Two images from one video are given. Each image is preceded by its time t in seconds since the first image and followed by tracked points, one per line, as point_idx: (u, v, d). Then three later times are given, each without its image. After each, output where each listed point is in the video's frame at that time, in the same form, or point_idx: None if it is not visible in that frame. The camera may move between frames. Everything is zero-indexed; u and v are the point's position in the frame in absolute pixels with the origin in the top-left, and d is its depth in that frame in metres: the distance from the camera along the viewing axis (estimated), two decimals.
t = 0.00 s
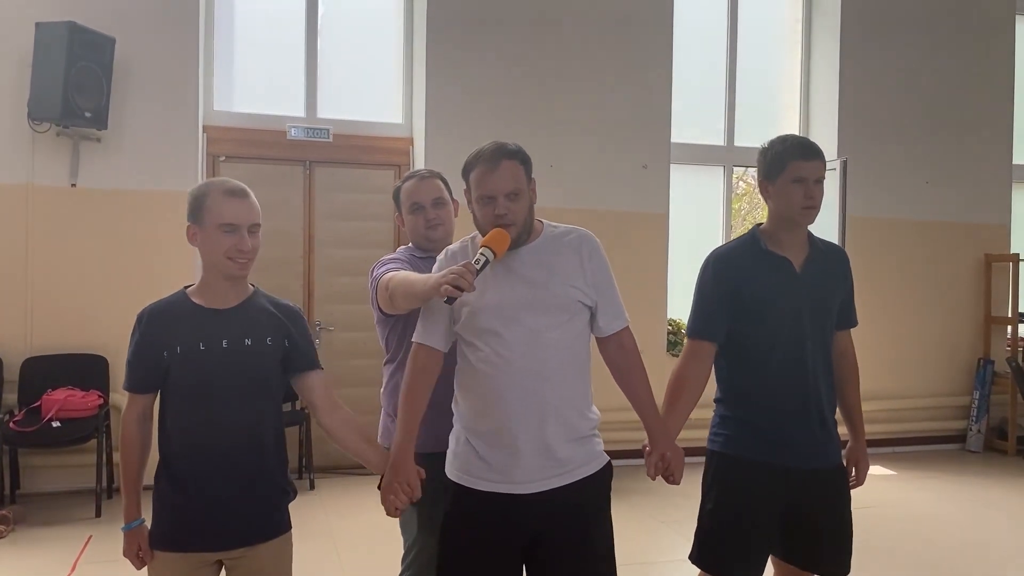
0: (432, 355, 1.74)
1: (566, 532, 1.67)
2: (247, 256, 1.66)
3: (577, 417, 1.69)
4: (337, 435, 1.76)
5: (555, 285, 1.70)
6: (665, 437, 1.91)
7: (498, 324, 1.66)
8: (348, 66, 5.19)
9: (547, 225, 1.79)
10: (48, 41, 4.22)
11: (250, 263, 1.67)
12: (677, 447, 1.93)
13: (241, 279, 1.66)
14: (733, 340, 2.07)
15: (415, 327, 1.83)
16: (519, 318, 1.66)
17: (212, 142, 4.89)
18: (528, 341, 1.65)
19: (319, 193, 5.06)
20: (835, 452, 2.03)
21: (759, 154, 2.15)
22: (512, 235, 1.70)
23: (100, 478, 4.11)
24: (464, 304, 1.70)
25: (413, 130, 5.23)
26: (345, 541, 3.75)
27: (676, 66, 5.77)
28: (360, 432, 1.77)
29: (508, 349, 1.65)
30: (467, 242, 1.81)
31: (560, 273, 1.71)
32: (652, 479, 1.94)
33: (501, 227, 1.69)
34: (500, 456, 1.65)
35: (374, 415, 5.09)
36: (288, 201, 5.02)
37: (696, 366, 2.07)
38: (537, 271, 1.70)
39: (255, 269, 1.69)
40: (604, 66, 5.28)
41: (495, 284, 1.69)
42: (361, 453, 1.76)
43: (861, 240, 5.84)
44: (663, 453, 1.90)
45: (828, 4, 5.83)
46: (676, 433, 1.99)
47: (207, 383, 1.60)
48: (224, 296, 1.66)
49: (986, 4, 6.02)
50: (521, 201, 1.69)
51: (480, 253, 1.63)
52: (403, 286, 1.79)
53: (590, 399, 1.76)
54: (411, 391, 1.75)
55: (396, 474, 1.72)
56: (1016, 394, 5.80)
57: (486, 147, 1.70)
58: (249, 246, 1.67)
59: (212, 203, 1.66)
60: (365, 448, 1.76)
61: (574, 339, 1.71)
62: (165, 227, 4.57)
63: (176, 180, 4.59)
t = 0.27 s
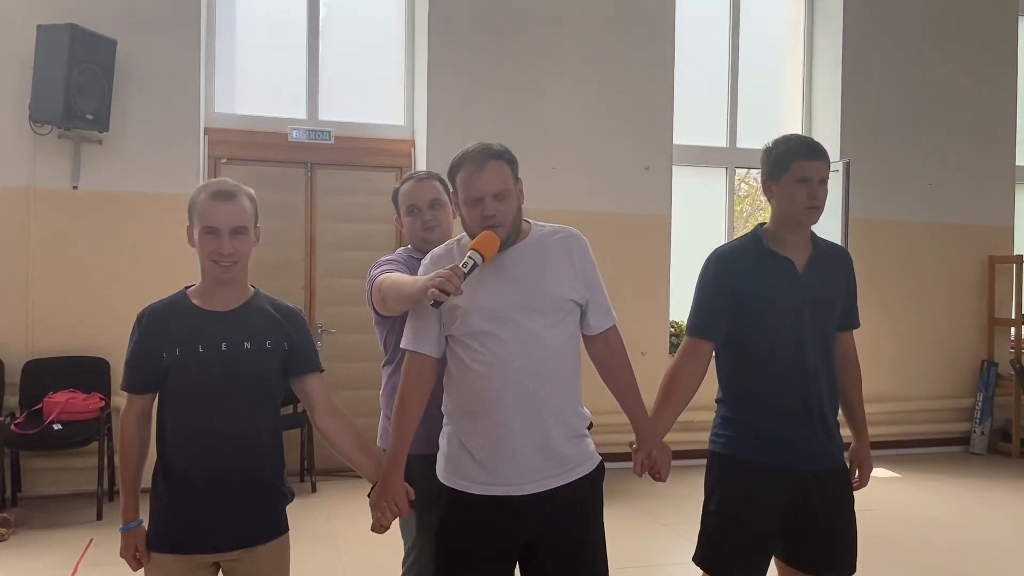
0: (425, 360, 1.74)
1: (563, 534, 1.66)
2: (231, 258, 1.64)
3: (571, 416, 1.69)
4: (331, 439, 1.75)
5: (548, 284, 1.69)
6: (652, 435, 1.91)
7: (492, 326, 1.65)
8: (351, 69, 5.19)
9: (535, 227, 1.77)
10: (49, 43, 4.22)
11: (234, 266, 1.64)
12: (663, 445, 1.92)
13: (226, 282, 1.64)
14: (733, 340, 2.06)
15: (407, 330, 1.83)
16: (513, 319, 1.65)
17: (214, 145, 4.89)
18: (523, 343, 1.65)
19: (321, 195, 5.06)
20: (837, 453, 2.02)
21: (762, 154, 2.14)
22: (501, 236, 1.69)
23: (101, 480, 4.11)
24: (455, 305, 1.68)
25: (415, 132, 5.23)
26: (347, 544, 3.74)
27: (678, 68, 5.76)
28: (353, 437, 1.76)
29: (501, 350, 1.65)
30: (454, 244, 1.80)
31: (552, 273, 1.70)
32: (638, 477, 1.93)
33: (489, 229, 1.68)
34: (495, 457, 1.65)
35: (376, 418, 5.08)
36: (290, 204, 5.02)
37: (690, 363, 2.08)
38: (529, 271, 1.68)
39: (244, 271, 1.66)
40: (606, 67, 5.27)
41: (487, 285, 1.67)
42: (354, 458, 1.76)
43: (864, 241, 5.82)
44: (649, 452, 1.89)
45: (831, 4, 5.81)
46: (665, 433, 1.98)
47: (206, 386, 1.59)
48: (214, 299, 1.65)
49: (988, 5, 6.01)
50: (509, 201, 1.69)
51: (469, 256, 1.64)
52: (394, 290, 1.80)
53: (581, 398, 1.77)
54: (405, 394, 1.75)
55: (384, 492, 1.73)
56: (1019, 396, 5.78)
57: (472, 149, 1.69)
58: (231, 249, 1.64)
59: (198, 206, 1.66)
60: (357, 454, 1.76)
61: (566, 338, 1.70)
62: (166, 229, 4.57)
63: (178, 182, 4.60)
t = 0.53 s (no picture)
0: (426, 361, 1.73)
1: (567, 535, 1.65)
2: (227, 258, 1.63)
3: (574, 416, 1.68)
4: (336, 441, 1.74)
5: (550, 284, 1.68)
6: (660, 434, 1.89)
7: (492, 328, 1.64)
8: (353, 70, 5.18)
9: (534, 227, 1.76)
10: (51, 45, 4.22)
11: (229, 266, 1.63)
12: (671, 445, 1.90)
13: (223, 282, 1.64)
14: (737, 341, 2.06)
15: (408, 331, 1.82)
16: (514, 320, 1.64)
17: (216, 147, 4.89)
18: (524, 344, 1.64)
19: (324, 197, 5.06)
20: (843, 455, 2.01)
21: (767, 153, 2.13)
22: (500, 236, 1.68)
23: (104, 483, 4.10)
24: (456, 306, 1.67)
25: (418, 133, 5.23)
26: (350, 546, 3.72)
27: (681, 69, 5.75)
28: (358, 439, 1.74)
29: (503, 351, 1.63)
30: (453, 245, 1.79)
31: (553, 273, 1.69)
32: (647, 477, 1.92)
33: (486, 229, 1.67)
34: (498, 459, 1.64)
35: (379, 420, 5.07)
36: (292, 206, 5.01)
37: (697, 363, 2.07)
38: (530, 271, 1.67)
39: (241, 270, 1.65)
40: (609, 68, 5.26)
41: (487, 286, 1.67)
42: (359, 460, 1.75)
43: (868, 242, 5.80)
44: (657, 451, 1.88)
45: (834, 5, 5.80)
46: (672, 433, 1.97)
47: (207, 388, 1.58)
48: (213, 300, 1.65)
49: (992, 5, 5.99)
50: (506, 201, 1.67)
51: (465, 258, 1.62)
52: (392, 291, 1.80)
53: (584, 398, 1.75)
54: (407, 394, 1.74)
55: (386, 496, 1.71)
56: None
57: (467, 150, 1.68)
58: (225, 249, 1.63)
59: (195, 206, 1.65)
60: (362, 456, 1.75)
61: (568, 339, 1.69)
62: (169, 231, 4.57)
63: (180, 184, 4.59)
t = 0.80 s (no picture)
0: (431, 362, 1.72)
1: (573, 536, 1.64)
2: (226, 259, 1.62)
3: (579, 419, 1.68)
4: (342, 439, 1.74)
5: (555, 284, 1.67)
6: (668, 436, 1.88)
7: (496, 327, 1.64)
8: (355, 70, 5.18)
9: (541, 227, 1.75)
10: (53, 46, 4.22)
11: (229, 266, 1.61)
12: (679, 447, 1.89)
13: (224, 283, 1.62)
14: (743, 341, 2.05)
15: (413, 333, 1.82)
16: (518, 320, 1.64)
17: (218, 148, 4.88)
18: (527, 343, 1.63)
19: (325, 198, 5.06)
20: (851, 455, 2.00)
21: (771, 153, 2.13)
22: (505, 234, 1.67)
23: (107, 484, 4.10)
24: (461, 307, 1.67)
25: (420, 134, 5.22)
26: (354, 548, 3.72)
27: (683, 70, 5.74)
28: (363, 437, 1.75)
29: (508, 353, 1.63)
30: (459, 245, 1.78)
31: (558, 272, 1.68)
32: (655, 479, 1.91)
33: (491, 229, 1.66)
34: (502, 461, 1.63)
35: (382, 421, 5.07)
36: (294, 207, 5.01)
37: (703, 366, 2.06)
38: (535, 271, 1.67)
39: (243, 270, 1.64)
40: (610, 68, 5.26)
41: (491, 286, 1.66)
42: (366, 460, 1.74)
43: (870, 242, 5.79)
44: (666, 454, 1.87)
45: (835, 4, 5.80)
46: (680, 436, 1.96)
47: (210, 389, 1.57)
48: (217, 301, 1.64)
49: (994, 5, 5.99)
50: (512, 201, 1.66)
51: (468, 261, 1.63)
52: (393, 293, 1.80)
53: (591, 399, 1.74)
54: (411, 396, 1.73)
55: (395, 494, 1.71)
56: None
57: (473, 150, 1.68)
58: (225, 250, 1.62)
59: (196, 208, 1.65)
60: (368, 456, 1.74)
61: (574, 340, 1.68)
62: (171, 231, 4.57)
63: (182, 185, 4.59)
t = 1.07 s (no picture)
0: (436, 361, 1.73)
1: (580, 534, 1.65)
2: (225, 259, 1.61)
3: (583, 418, 1.68)
4: (344, 436, 1.74)
5: (559, 283, 1.68)
6: (672, 436, 1.88)
7: (500, 326, 1.64)
8: (355, 70, 5.18)
9: (546, 226, 1.76)
10: (54, 45, 4.21)
11: (229, 266, 1.61)
12: (683, 446, 1.89)
13: (224, 283, 1.62)
14: (747, 341, 2.05)
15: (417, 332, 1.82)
16: (522, 319, 1.64)
17: (219, 148, 4.88)
18: (531, 342, 1.63)
19: (326, 197, 5.06)
20: (856, 453, 2.00)
21: (774, 153, 2.13)
22: (510, 233, 1.67)
23: (108, 484, 4.10)
24: (465, 306, 1.68)
25: (420, 134, 5.23)
26: (356, 547, 3.72)
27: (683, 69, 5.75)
28: (367, 435, 1.75)
29: (512, 352, 1.63)
30: (464, 244, 1.78)
31: (562, 271, 1.69)
32: (658, 478, 1.91)
33: (497, 227, 1.66)
34: (506, 460, 1.63)
35: (383, 420, 5.07)
36: (295, 207, 5.01)
37: (709, 365, 2.06)
38: (539, 270, 1.67)
39: (243, 270, 1.63)
40: (611, 68, 5.26)
41: (495, 285, 1.66)
42: (370, 459, 1.74)
43: (871, 242, 5.80)
44: (668, 453, 1.87)
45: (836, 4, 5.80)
46: (684, 435, 1.96)
47: (214, 388, 1.57)
48: (219, 300, 1.64)
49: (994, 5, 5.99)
50: (518, 200, 1.67)
51: (472, 262, 1.63)
52: (396, 294, 1.80)
53: (594, 398, 1.74)
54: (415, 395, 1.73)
55: (397, 490, 1.71)
56: None
57: (479, 148, 1.69)
58: (225, 250, 1.61)
59: (196, 208, 1.65)
60: (373, 455, 1.74)
61: (578, 341, 1.68)
62: (172, 231, 4.57)
63: (183, 185, 4.59)
